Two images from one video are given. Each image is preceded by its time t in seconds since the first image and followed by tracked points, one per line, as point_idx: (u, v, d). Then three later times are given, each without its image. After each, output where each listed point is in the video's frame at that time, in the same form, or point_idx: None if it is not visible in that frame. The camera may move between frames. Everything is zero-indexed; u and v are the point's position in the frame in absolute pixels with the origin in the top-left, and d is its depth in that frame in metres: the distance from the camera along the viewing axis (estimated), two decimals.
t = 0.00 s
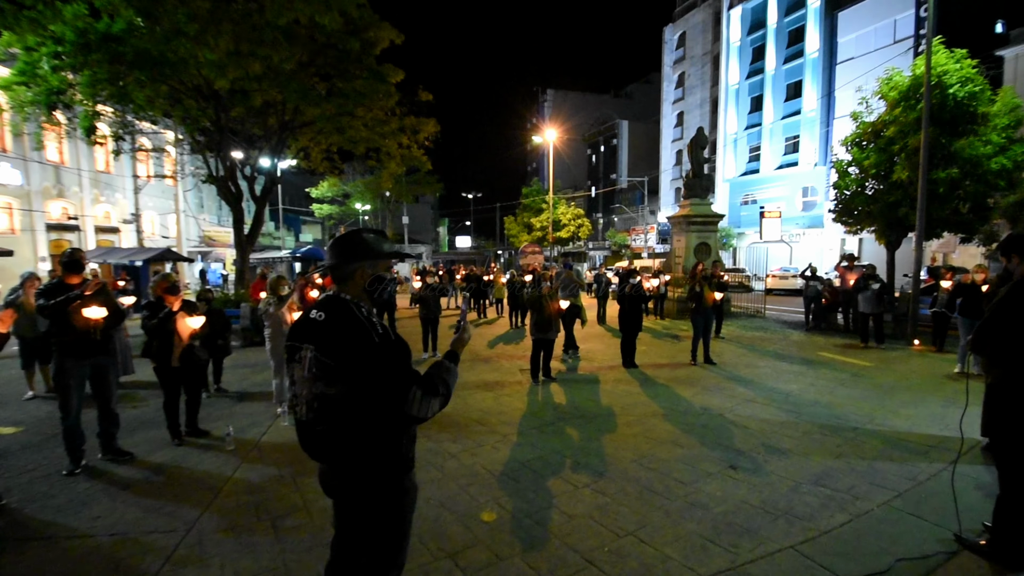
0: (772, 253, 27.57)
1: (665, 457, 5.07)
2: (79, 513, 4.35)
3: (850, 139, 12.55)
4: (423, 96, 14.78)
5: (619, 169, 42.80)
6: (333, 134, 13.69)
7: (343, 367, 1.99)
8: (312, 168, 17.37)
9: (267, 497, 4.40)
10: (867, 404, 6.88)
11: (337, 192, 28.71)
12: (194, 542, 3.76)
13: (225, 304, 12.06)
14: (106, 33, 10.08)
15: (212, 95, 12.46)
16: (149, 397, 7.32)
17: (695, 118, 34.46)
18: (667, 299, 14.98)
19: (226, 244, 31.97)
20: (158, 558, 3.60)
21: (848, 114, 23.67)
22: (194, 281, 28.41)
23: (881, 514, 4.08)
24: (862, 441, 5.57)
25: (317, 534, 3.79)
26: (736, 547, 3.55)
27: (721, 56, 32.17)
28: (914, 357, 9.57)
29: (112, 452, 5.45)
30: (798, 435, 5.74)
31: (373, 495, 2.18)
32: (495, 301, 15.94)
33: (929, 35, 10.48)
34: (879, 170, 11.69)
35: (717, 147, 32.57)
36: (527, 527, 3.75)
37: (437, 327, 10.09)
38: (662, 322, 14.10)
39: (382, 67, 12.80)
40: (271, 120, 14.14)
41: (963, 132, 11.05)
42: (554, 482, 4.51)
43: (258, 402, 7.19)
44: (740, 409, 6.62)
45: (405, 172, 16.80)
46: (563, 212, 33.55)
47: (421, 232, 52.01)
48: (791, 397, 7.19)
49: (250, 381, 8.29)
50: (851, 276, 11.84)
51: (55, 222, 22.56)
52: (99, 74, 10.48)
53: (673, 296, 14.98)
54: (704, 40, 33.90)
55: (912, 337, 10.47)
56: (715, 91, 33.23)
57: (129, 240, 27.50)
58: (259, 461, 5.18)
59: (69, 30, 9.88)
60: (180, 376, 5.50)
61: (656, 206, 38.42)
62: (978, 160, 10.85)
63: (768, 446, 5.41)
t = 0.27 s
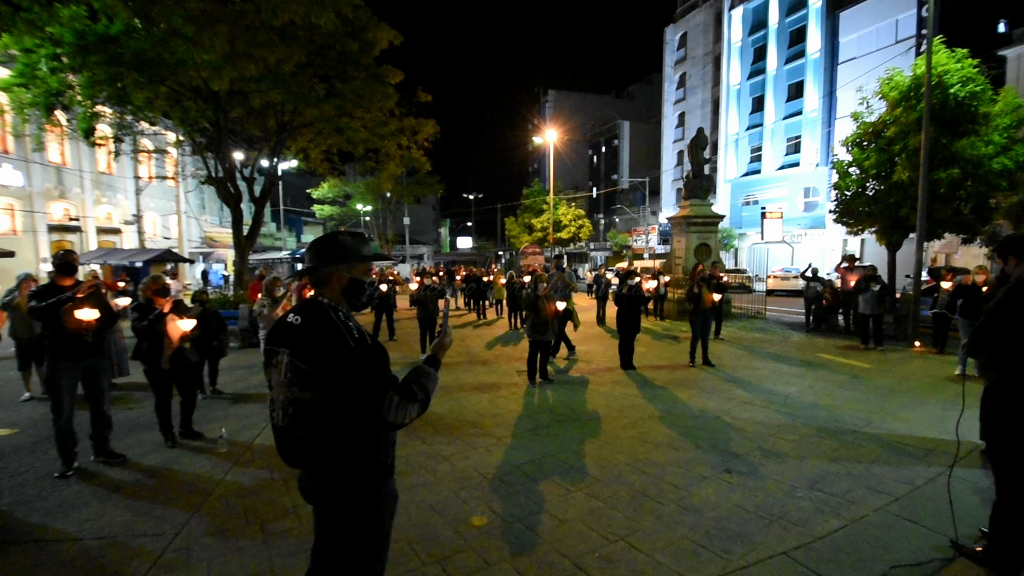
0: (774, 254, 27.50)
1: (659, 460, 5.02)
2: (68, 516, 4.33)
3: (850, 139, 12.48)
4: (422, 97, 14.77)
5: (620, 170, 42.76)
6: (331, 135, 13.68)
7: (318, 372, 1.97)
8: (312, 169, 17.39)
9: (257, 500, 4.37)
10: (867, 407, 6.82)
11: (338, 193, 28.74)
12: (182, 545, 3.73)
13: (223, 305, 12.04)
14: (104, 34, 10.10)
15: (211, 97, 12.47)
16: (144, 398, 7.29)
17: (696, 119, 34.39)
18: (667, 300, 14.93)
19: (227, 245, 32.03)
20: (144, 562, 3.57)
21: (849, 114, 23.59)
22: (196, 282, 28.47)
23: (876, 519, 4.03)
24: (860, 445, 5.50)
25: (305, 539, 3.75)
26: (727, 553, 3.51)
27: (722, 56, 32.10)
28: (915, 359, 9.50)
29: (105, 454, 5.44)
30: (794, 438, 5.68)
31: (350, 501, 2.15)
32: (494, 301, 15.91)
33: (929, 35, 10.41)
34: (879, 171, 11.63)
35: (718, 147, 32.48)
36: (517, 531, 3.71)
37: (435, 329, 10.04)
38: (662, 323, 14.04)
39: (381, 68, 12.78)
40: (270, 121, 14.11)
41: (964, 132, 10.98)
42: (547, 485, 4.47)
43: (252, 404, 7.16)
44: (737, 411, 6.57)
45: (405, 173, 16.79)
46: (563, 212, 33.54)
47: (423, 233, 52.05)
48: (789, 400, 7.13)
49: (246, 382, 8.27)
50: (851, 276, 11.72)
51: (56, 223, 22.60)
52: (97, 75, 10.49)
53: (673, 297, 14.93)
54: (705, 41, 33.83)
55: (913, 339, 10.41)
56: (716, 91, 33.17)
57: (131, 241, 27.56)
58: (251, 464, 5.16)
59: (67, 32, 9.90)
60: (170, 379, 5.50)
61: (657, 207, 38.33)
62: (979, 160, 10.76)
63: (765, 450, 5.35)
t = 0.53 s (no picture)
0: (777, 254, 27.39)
1: (654, 461, 4.99)
2: (61, 515, 4.33)
3: (852, 139, 12.39)
4: (423, 97, 14.77)
5: (623, 170, 42.69)
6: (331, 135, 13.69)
7: (294, 371, 1.97)
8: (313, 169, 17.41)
9: (249, 499, 4.36)
10: (866, 408, 6.77)
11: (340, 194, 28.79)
12: (173, 545, 3.72)
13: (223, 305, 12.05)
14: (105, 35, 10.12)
15: (212, 97, 12.50)
16: (142, 398, 7.30)
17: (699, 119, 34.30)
18: (668, 301, 14.86)
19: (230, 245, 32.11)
20: (133, 561, 3.57)
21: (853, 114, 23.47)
22: (199, 282, 28.55)
23: (872, 522, 3.99)
24: (857, 446, 5.45)
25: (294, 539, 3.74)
26: (720, 555, 3.48)
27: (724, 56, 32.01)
28: (917, 360, 9.43)
29: (100, 453, 5.44)
30: (792, 439, 5.64)
31: (330, 502, 2.13)
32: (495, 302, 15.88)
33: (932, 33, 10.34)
34: (882, 170, 11.55)
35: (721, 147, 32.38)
36: (507, 532, 3.69)
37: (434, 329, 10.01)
38: (662, 323, 13.98)
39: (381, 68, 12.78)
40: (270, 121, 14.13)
41: (967, 131, 10.90)
42: (540, 486, 4.44)
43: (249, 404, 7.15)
44: (735, 412, 6.53)
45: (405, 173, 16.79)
46: (565, 213, 33.50)
47: (425, 233, 52.08)
48: (788, 400, 7.08)
49: (244, 382, 8.28)
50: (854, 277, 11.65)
51: (60, 224, 22.67)
52: (98, 76, 10.53)
53: (674, 298, 14.87)
54: (707, 41, 33.75)
55: (915, 339, 10.33)
56: (719, 91, 33.08)
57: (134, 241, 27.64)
58: (245, 464, 5.15)
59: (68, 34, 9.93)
60: (165, 379, 5.51)
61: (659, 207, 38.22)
62: (982, 159, 10.68)
63: (761, 451, 5.31)
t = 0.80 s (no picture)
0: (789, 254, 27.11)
1: (654, 462, 4.96)
2: (66, 511, 4.40)
3: (863, 137, 12.23)
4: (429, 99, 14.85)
5: (633, 170, 42.53)
6: (338, 137, 13.80)
7: (274, 370, 1.98)
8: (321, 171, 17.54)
9: (249, 497, 4.40)
10: (873, 410, 6.67)
11: (350, 195, 29.00)
12: (171, 541, 3.77)
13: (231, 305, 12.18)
14: (116, 40, 10.27)
15: (221, 100, 12.65)
16: (150, 397, 7.39)
17: (709, 118, 34.08)
18: (676, 301, 14.77)
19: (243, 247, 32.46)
20: (133, 557, 3.61)
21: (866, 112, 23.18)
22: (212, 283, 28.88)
23: (873, 526, 3.93)
24: (862, 449, 5.38)
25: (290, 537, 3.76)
26: (715, 557, 3.45)
27: (735, 54, 31.77)
28: (928, 361, 9.29)
29: (106, 450, 5.51)
30: (795, 442, 5.58)
31: (312, 501, 2.14)
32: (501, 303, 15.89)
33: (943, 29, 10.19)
34: (893, 169, 11.39)
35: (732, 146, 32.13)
36: (502, 533, 3.69)
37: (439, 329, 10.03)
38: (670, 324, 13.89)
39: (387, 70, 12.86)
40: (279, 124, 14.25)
41: (980, 128, 10.72)
42: (537, 486, 4.43)
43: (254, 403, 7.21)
44: (739, 414, 6.47)
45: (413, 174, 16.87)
46: (573, 213, 33.45)
47: (435, 234, 52.24)
48: (793, 402, 7.01)
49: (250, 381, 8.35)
50: (865, 277, 11.49)
51: (77, 225, 23.03)
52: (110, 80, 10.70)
53: (682, 298, 14.77)
54: (718, 39, 33.53)
55: (927, 341, 10.18)
56: (730, 90, 32.84)
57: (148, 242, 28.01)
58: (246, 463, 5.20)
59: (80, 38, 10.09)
60: (169, 378, 5.58)
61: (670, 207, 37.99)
62: (996, 157, 10.50)
63: (763, 453, 5.26)
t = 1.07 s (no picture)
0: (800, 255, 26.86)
1: (652, 464, 4.95)
2: (69, 506, 4.47)
3: (872, 136, 12.10)
4: (435, 99, 14.88)
5: (641, 170, 42.40)
6: (345, 137, 13.88)
7: (256, 369, 2.01)
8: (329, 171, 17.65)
9: (248, 494, 4.45)
10: (877, 413, 6.60)
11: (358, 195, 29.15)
12: (170, 537, 3.82)
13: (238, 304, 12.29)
14: (126, 43, 10.39)
15: (230, 101, 12.77)
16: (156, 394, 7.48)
17: (719, 117, 33.87)
18: (683, 302, 14.69)
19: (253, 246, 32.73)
20: (131, 552, 3.67)
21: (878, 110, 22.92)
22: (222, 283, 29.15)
23: (870, 530, 3.90)
24: (863, 453, 5.33)
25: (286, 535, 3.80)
26: (707, 560, 3.44)
27: (745, 53, 31.56)
28: (937, 363, 9.17)
29: (111, 447, 5.59)
30: (796, 444, 5.53)
31: (296, 499, 2.16)
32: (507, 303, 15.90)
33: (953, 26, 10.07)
34: (902, 168, 11.26)
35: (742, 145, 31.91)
36: (495, 532, 3.70)
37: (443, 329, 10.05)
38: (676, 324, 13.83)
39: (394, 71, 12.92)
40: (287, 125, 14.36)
41: (991, 126, 10.57)
42: (532, 486, 4.44)
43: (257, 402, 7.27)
44: (741, 416, 6.43)
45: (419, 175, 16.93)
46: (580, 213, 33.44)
47: (444, 234, 52.36)
48: (796, 404, 6.95)
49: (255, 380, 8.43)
50: (875, 278, 11.36)
51: (91, 225, 23.34)
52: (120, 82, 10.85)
53: (688, 298, 14.69)
54: (727, 38, 33.32)
55: (937, 343, 10.05)
56: (739, 89, 32.63)
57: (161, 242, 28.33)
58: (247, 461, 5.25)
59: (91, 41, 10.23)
60: (173, 375, 5.65)
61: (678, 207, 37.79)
62: (1007, 156, 10.34)
63: (762, 455, 5.22)
